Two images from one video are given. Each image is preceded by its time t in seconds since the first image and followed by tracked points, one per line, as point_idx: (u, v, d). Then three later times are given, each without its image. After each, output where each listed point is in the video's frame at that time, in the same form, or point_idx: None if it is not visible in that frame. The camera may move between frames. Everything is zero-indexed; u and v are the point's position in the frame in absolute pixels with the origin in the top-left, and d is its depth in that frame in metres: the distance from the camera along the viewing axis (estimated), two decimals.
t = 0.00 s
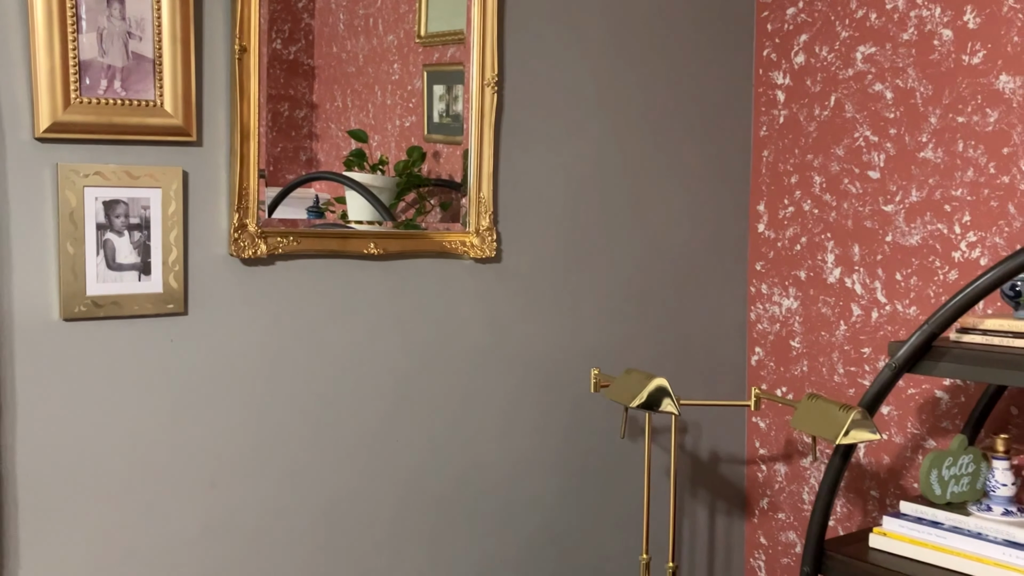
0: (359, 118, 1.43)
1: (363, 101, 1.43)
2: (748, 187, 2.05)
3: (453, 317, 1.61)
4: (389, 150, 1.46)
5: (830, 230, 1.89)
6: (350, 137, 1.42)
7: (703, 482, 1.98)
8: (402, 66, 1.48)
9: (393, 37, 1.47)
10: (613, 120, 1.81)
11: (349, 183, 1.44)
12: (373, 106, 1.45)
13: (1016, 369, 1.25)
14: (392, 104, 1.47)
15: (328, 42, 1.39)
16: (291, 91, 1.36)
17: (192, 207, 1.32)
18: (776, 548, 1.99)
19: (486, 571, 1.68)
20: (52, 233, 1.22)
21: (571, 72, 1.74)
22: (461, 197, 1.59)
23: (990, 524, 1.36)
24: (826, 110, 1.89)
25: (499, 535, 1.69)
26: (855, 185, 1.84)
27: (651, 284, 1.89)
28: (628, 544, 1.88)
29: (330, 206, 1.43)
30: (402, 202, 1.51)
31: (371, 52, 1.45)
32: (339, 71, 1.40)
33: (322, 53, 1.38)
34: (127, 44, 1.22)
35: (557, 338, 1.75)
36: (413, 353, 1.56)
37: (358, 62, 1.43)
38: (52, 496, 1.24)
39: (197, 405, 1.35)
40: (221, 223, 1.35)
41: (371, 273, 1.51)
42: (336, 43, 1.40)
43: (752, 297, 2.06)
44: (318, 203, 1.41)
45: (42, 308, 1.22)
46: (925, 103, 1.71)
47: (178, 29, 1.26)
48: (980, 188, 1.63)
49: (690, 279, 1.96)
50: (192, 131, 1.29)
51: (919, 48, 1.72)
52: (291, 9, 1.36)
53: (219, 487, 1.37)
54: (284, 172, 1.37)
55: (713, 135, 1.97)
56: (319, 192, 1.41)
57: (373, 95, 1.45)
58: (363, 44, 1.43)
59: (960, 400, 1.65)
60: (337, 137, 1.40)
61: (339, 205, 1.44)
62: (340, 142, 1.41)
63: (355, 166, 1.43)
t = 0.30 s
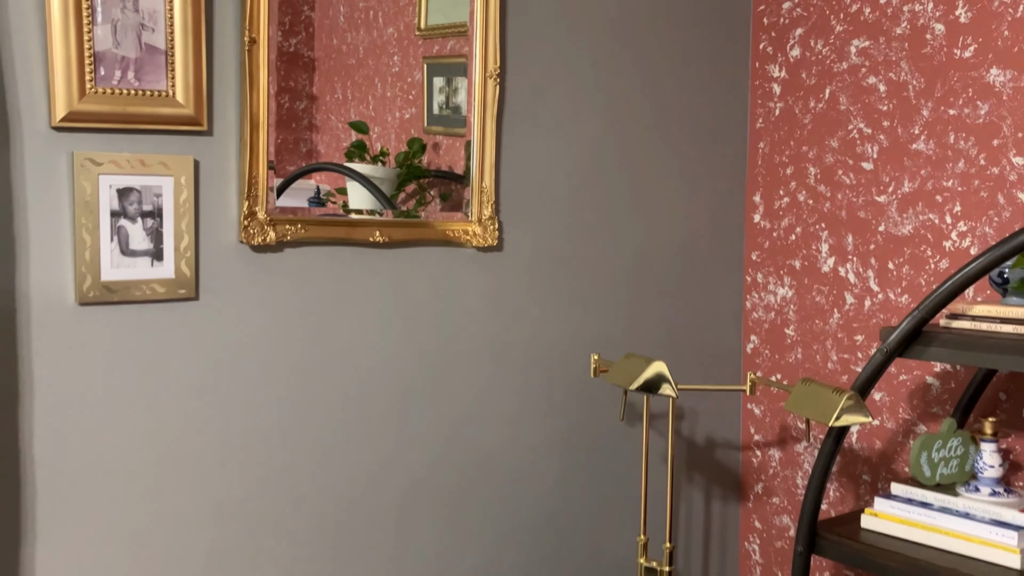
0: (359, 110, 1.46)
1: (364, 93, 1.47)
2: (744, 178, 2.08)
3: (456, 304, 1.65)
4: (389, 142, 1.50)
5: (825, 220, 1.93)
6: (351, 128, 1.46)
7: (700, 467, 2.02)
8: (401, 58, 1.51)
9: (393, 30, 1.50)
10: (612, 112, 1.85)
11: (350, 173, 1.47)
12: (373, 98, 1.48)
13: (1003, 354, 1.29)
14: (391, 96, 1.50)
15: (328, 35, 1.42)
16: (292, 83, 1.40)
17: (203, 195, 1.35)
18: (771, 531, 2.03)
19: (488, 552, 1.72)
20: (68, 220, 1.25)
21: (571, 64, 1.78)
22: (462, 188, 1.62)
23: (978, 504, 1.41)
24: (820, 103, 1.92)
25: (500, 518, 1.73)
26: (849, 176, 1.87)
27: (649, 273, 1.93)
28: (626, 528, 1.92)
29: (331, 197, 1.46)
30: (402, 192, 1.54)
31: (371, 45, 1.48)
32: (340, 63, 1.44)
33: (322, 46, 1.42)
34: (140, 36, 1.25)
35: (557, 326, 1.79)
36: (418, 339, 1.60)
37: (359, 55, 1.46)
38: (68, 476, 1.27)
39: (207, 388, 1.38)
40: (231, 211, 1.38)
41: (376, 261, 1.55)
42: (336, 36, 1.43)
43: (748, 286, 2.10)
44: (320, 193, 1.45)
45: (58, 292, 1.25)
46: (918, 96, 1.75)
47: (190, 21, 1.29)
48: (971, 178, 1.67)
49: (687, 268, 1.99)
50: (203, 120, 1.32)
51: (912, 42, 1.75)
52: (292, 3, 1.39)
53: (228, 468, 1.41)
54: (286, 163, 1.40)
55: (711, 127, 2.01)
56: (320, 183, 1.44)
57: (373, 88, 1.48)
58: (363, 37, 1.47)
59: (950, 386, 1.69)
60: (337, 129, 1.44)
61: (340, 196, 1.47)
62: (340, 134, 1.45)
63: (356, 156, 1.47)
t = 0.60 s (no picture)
0: (364, 102, 1.49)
1: (368, 85, 1.49)
2: (746, 168, 2.12)
3: (464, 291, 1.69)
4: (394, 134, 1.53)
5: (825, 210, 1.96)
6: (356, 120, 1.48)
7: (702, 453, 2.06)
8: (407, 51, 1.54)
9: (398, 23, 1.53)
10: (616, 103, 1.88)
11: (356, 165, 1.51)
12: (378, 90, 1.51)
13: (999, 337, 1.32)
14: (396, 88, 1.53)
15: (332, 27, 1.45)
16: (297, 75, 1.42)
17: (219, 183, 1.39)
18: (772, 515, 2.07)
19: (495, 535, 1.76)
20: (88, 207, 1.28)
21: (577, 55, 1.81)
22: (465, 178, 1.66)
23: (975, 485, 1.45)
24: (822, 94, 1.96)
25: (507, 501, 1.77)
26: (850, 167, 1.91)
27: (652, 261, 1.96)
28: (630, 512, 1.96)
29: (337, 188, 1.49)
30: (408, 183, 1.58)
31: (376, 37, 1.51)
32: (344, 55, 1.47)
33: (327, 38, 1.45)
34: (158, 28, 1.29)
35: (563, 313, 1.83)
36: (427, 325, 1.64)
37: (364, 47, 1.49)
38: (90, 457, 1.31)
39: (223, 371, 1.42)
40: (246, 199, 1.42)
41: (386, 248, 1.58)
42: (341, 28, 1.46)
43: (750, 275, 2.13)
44: (326, 185, 1.48)
45: (79, 277, 1.28)
46: (917, 87, 1.78)
47: (207, 13, 1.32)
48: (969, 168, 1.70)
49: (690, 257, 2.03)
50: (219, 110, 1.35)
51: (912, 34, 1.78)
52: None
53: (244, 450, 1.45)
54: (292, 155, 1.44)
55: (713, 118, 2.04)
56: (326, 175, 1.47)
57: (378, 80, 1.51)
58: (368, 30, 1.49)
59: (947, 371, 1.73)
60: (343, 121, 1.47)
61: (346, 187, 1.50)
62: (346, 126, 1.47)
63: (363, 148, 1.50)
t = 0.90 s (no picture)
0: (370, 97, 1.51)
1: (374, 80, 1.51)
2: (749, 163, 2.14)
3: (471, 284, 1.71)
4: (400, 128, 1.55)
5: (828, 204, 1.98)
6: (361, 116, 1.50)
7: (705, 444, 2.09)
8: (412, 46, 1.56)
9: (404, 18, 1.55)
10: (620, 98, 1.90)
11: (362, 160, 1.53)
12: (384, 85, 1.52)
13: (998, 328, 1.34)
14: (402, 83, 1.55)
15: (339, 23, 1.47)
16: (303, 70, 1.44)
17: (231, 177, 1.41)
18: (774, 506, 2.10)
19: (502, 524, 1.79)
20: (103, 201, 1.31)
21: (582, 51, 1.83)
22: (470, 173, 1.68)
23: (974, 474, 1.47)
24: (824, 89, 1.97)
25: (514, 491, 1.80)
26: (852, 161, 1.93)
27: (657, 255, 1.99)
28: (634, 502, 1.99)
29: (343, 183, 1.51)
30: (414, 178, 1.59)
31: (382, 32, 1.52)
32: (350, 51, 1.48)
33: (333, 34, 1.47)
34: (171, 25, 1.31)
35: (568, 306, 1.85)
36: (435, 318, 1.66)
37: (370, 42, 1.51)
38: (106, 446, 1.33)
39: (235, 362, 1.44)
40: (257, 193, 1.44)
41: (394, 242, 1.60)
42: (346, 24, 1.48)
43: (753, 268, 2.15)
44: (332, 179, 1.50)
45: (95, 270, 1.31)
46: (919, 82, 1.80)
47: (219, 9, 1.35)
48: (970, 162, 1.72)
49: (693, 250, 2.05)
50: (231, 105, 1.38)
51: (914, 29, 1.80)
52: None
53: (255, 440, 1.47)
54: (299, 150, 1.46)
55: (717, 114, 2.06)
56: (331, 170, 1.49)
57: (384, 75, 1.52)
58: (374, 25, 1.51)
59: (948, 363, 1.75)
60: (348, 116, 1.49)
61: (352, 181, 1.52)
62: (351, 122, 1.49)
63: (368, 143, 1.52)
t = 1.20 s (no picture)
0: (371, 94, 1.52)
1: (375, 77, 1.52)
2: (749, 159, 2.14)
3: (471, 280, 1.72)
4: (401, 125, 1.56)
5: (827, 200, 1.99)
6: (363, 112, 1.51)
7: (705, 439, 2.10)
8: (412, 43, 1.57)
9: (404, 15, 1.55)
10: (620, 95, 1.90)
11: (364, 157, 1.54)
12: (385, 82, 1.53)
13: (994, 323, 1.35)
14: (403, 80, 1.56)
15: (339, 19, 1.48)
16: (304, 67, 1.45)
17: (232, 174, 1.42)
18: (774, 501, 2.11)
19: (503, 518, 1.80)
20: (105, 197, 1.32)
21: (582, 47, 1.83)
22: (470, 170, 1.69)
23: (971, 469, 1.47)
24: (823, 86, 1.98)
25: (514, 486, 1.81)
26: (851, 157, 1.93)
27: (657, 251, 2.00)
28: (634, 496, 2.00)
29: (344, 179, 1.52)
30: (415, 174, 1.60)
31: (382, 29, 1.53)
32: (351, 47, 1.49)
33: (333, 30, 1.47)
34: (172, 22, 1.32)
35: (568, 302, 1.86)
36: (435, 313, 1.67)
37: (370, 39, 1.51)
38: (109, 440, 1.35)
39: (237, 357, 1.45)
40: (258, 189, 1.45)
41: (395, 238, 1.61)
42: (347, 21, 1.49)
43: (753, 264, 2.16)
44: (333, 176, 1.51)
45: (97, 265, 1.32)
46: (917, 79, 1.80)
47: (220, 7, 1.35)
48: (968, 158, 1.73)
49: (693, 246, 2.06)
50: (232, 102, 1.39)
51: (912, 26, 1.81)
52: None
53: (257, 434, 1.48)
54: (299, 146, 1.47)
55: (717, 110, 2.07)
56: (332, 166, 1.51)
57: (384, 72, 1.53)
58: (374, 22, 1.52)
59: (946, 358, 1.76)
60: (350, 113, 1.50)
61: (353, 178, 1.53)
62: (352, 118, 1.50)
63: (369, 139, 1.53)
